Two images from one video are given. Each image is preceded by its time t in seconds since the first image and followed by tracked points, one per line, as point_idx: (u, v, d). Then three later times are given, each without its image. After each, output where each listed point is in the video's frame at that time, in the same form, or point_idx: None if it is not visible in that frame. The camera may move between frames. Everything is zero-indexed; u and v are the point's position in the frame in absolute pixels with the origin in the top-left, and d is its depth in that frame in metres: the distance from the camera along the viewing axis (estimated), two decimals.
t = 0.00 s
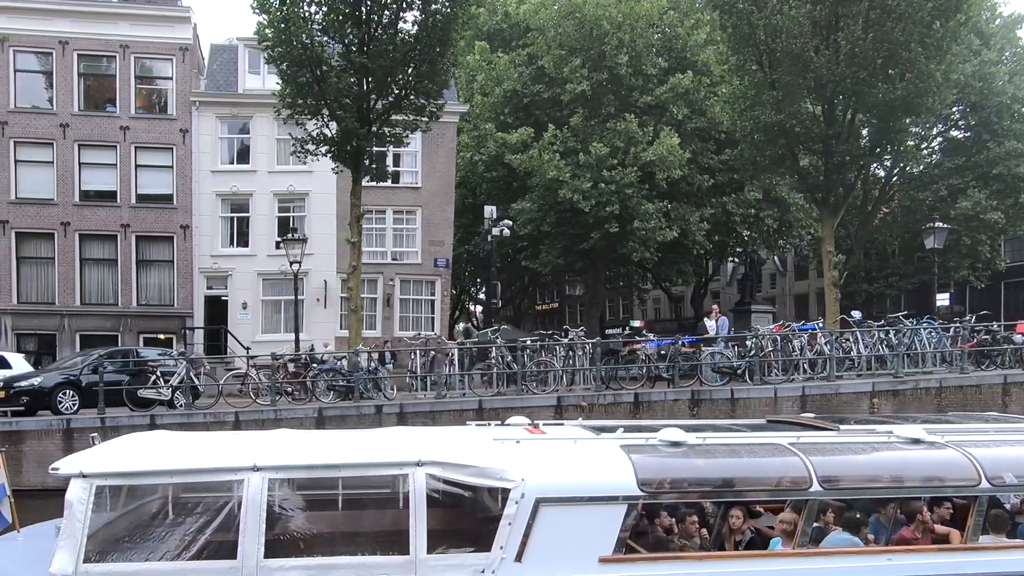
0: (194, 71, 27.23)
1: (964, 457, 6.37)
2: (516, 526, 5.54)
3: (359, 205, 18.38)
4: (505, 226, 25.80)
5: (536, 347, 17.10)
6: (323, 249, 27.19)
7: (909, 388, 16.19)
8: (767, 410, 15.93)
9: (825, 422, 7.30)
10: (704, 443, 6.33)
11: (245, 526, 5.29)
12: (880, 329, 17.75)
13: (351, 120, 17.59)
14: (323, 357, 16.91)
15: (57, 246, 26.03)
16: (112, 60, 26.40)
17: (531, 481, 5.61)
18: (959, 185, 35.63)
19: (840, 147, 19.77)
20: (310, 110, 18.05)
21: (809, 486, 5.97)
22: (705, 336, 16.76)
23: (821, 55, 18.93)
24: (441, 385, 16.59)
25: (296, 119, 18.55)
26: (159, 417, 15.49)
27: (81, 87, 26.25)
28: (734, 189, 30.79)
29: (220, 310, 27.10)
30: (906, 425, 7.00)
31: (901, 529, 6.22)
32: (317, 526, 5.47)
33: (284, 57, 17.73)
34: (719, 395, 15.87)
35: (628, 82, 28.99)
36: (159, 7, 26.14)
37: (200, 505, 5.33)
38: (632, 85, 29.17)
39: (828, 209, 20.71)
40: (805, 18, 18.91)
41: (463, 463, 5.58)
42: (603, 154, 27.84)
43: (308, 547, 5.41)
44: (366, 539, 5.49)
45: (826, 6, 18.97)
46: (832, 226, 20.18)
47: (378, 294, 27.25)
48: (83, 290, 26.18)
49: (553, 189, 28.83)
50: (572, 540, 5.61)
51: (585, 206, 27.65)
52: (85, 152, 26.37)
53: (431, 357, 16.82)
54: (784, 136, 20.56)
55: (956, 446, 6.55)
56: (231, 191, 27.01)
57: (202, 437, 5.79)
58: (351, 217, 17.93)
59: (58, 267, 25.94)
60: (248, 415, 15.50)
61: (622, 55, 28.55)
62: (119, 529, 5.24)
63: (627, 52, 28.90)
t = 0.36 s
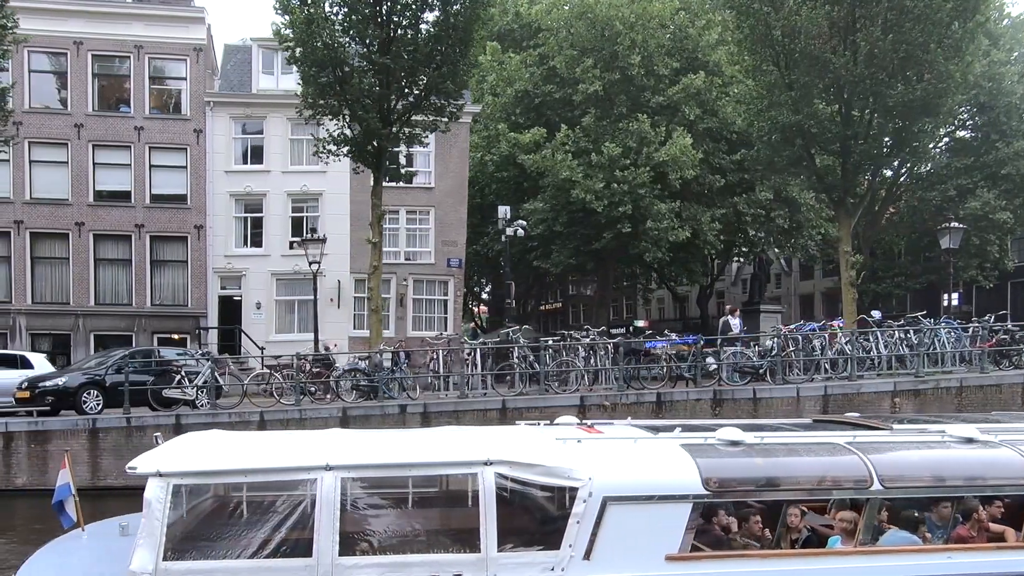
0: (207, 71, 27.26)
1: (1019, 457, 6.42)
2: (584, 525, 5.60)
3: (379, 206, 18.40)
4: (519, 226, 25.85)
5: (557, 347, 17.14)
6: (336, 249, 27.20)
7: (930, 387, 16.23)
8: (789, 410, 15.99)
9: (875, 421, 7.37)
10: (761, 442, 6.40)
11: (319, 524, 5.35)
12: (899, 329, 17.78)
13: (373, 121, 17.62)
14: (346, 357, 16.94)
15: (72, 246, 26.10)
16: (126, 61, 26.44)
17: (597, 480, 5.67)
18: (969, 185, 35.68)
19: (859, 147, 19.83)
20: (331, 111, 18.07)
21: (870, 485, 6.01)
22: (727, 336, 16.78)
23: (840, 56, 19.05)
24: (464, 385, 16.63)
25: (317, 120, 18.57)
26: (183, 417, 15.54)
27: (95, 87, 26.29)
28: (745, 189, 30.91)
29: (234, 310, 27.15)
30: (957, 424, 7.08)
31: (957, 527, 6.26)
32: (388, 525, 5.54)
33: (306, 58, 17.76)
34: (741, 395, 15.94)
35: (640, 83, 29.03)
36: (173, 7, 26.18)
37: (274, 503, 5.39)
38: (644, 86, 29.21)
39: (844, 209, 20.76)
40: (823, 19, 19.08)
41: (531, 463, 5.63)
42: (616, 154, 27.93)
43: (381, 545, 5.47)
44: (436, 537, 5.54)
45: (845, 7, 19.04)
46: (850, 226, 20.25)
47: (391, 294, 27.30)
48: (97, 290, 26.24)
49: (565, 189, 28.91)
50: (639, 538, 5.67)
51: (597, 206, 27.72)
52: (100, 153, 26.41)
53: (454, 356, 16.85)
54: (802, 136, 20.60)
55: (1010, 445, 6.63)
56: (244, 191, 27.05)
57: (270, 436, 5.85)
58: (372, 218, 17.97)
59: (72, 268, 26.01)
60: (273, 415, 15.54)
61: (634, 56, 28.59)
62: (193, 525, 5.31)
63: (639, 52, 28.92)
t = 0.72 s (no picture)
0: (223, 72, 27.30)
1: None
2: (652, 523, 5.64)
3: (402, 206, 18.42)
4: (534, 226, 25.92)
5: (580, 347, 17.17)
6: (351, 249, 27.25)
7: (953, 387, 16.25)
8: (813, 410, 16.03)
9: (926, 421, 7.41)
10: (820, 441, 6.43)
11: (394, 523, 5.41)
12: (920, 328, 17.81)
13: (397, 122, 17.60)
14: (370, 357, 16.99)
15: (88, 246, 26.17)
16: (141, 61, 26.47)
17: (664, 479, 5.71)
18: (979, 185, 35.72)
19: (879, 147, 19.86)
20: (354, 111, 18.09)
21: (932, 485, 6.00)
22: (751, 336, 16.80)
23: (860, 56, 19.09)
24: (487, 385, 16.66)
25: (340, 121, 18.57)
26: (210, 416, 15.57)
27: (111, 88, 26.33)
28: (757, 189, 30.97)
29: (249, 310, 27.22)
30: (1009, 424, 7.12)
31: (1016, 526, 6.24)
32: (458, 523, 5.57)
33: (329, 59, 17.75)
34: (765, 395, 15.99)
35: (654, 83, 29.07)
36: (189, 8, 26.23)
37: (347, 502, 5.46)
38: (658, 86, 29.24)
39: (863, 209, 20.80)
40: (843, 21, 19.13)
41: (599, 461, 5.68)
42: (629, 154, 28.00)
43: (453, 543, 5.51)
44: (506, 535, 5.59)
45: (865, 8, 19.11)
46: (868, 226, 20.30)
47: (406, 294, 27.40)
48: (113, 291, 26.31)
49: (579, 189, 28.98)
50: (706, 536, 5.72)
51: (611, 206, 27.78)
52: (115, 153, 26.46)
53: (477, 356, 16.89)
54: (820, 136, 20.67)
55: None
56: (260, 191, 27.10)
57: (337, 436, 5.90)
58: (394, 218, 18.02)
59: (88, 268, 26.08)
60: (299, 415, 15.58)
61: (648, 56, 28.63)
62: (267, 524, 5.38)
63: (653, 53, 28.95)
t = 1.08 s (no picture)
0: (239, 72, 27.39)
1: None
2: (721, 521, 5.69)
3: (425, 206, 18.48)
4: (551, 226, 26.00)
5: (604, 346, 17.22)
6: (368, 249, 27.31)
7: (977, 387, 16.28)
8: (838, 410, 16.08)
9: (980, 420, 7.43)
10: (880, 439, 6.45)
11: (469, 521, 5.47)
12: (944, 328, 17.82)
13: (421, 123, 17.69)
14: (395, 358, 17.04)
15: (106, 246, 26.25)
16: (158, 62, 26.54)
17: (732, 477, 5.74)
18: (992, 185, 35.73)
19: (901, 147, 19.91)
20: (379, 112, 18.17)
21: (994, 483, 6.04)
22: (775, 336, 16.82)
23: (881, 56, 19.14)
24: (512, 385, 16.71)
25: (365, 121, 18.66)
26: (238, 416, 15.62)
27: (128, 88, 26.39)
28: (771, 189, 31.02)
29: (266, 310, 27.31)
30: None
31: None
32: (530, 521, 5.61)
33: (354, 59, 17.84)
34: (790, 394, 16.06)
35: (669, 84, 29.13)
36: (206, 8, 26.30)
37: (422, 501, 5.51)
38: (672, 86, 29.28)
39: (884, 210, 20.84)
40: (865, 22, 19.17)
41: (667, 459, 5.73)
42: (644, 154, 28.05)
43: (526, 541, 5.57)
44: (577, 532, 5.64)
45: (887, 8, 19.15)
46: (888, 226, 20.35)
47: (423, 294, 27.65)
48: (130, 291, 26.40)
49: (593, 189, 29.04)
50: (773, 533, 5.77)
51: (626, 206, 27.83)
52: (132, 154, 26.54)
53: (502, 356, 16.93)
54: (840, 136, 20.76)
55: None
56: (276, 191, 27.16)
57: (406, 435, 5.95)
58: (418, 218, 18.08)
59: (106, 268, 26.16)
60: (326, 415, 15.63)
61: (663, 57, 28.68)
62: (343, 524, 5.43)
63: (668, 53, 28.99)
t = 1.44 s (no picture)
0: (257, 73, 27.46)
1: None
2: (789, 520, 5.72)
3: (449, 207, 18.55)
4: (569, 227, 26.08)
5: (630, 346, 17.24)
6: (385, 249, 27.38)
7: (1003, 387, 16.29)
8: (864, 409, 16.12)
9: None
10: (941, 439, 6.45)
11: (542, 519, 5.53)
12: (968, 328, 17.83)
13: (447, 123, 17.78)
14: (421, 358, 17.10)
15: (124, 247, 26.34)
16: (177, 63, 26.65)
17: (800, 477, 5.76)
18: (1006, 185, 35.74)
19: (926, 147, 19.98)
20: (404, 112, 18.27)
21: None
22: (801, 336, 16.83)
23: (904, 56, 19.23)
24: (538, 385, 16.74)
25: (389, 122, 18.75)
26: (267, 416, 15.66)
27: (147, 89, 26.46)
28: (786, 189, 31.06)
29: (284, 310, 27.38)
30: None
31: None
32: (602, 519, 5.66)
33: (378, 61, 17.94)
34: (816, 394, 16.09)
35: (684, 84, 29.17)
36: (224, 9, 26.41)
37: (495, 500, 5.56)
38: (688, 86, 29.32)
39: (905, 209, 20.90)
40: (888, 22, 19.24)
41: (735, 458, 5.75)
42: (660, 155, 28.12)
43: (598, 539, 5.62)
44: (648, 529, 5.69)
45: (910, 8, 19.23)
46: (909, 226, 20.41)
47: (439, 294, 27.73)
48: (149, 291, 26.49)
49: (609, 189, 29.09)
50: (841, 531, 5.79)
51: (642, 206, 27.87)
52: (151, 155, 26.62)
53: (529, 356, 16.95)
54: (861, 137, 20.83)
55: None
56: (294, 191, 27.23)
57: (473, 434, 5.99)
58: (442, 219, 18.15)
59: (125, 269, 26.25)
60: (355, 415, 15.70)
61: (679, 57, 28.74)
62: (417, 523, 5.48)
63: (684, 53, 29.04)
